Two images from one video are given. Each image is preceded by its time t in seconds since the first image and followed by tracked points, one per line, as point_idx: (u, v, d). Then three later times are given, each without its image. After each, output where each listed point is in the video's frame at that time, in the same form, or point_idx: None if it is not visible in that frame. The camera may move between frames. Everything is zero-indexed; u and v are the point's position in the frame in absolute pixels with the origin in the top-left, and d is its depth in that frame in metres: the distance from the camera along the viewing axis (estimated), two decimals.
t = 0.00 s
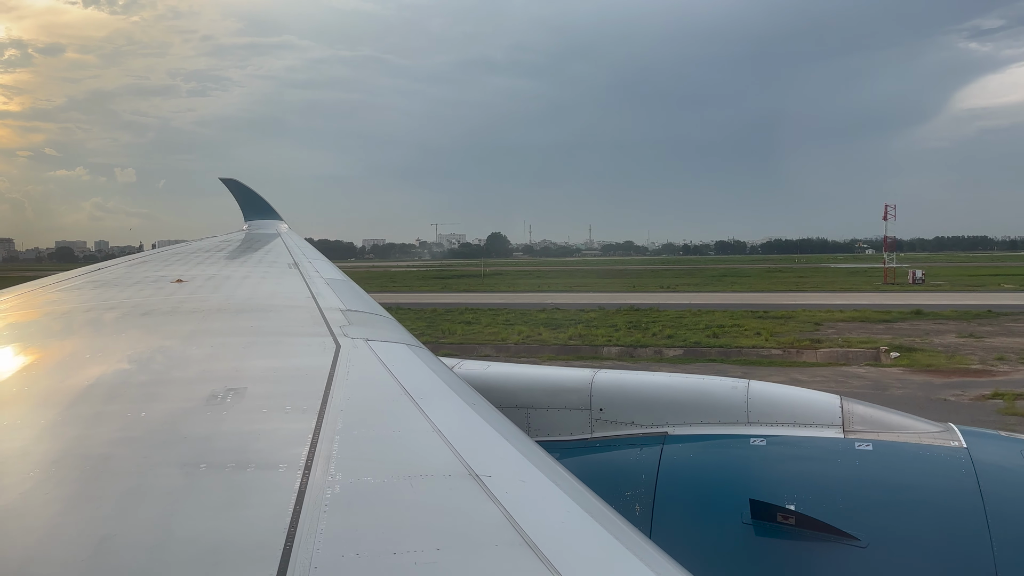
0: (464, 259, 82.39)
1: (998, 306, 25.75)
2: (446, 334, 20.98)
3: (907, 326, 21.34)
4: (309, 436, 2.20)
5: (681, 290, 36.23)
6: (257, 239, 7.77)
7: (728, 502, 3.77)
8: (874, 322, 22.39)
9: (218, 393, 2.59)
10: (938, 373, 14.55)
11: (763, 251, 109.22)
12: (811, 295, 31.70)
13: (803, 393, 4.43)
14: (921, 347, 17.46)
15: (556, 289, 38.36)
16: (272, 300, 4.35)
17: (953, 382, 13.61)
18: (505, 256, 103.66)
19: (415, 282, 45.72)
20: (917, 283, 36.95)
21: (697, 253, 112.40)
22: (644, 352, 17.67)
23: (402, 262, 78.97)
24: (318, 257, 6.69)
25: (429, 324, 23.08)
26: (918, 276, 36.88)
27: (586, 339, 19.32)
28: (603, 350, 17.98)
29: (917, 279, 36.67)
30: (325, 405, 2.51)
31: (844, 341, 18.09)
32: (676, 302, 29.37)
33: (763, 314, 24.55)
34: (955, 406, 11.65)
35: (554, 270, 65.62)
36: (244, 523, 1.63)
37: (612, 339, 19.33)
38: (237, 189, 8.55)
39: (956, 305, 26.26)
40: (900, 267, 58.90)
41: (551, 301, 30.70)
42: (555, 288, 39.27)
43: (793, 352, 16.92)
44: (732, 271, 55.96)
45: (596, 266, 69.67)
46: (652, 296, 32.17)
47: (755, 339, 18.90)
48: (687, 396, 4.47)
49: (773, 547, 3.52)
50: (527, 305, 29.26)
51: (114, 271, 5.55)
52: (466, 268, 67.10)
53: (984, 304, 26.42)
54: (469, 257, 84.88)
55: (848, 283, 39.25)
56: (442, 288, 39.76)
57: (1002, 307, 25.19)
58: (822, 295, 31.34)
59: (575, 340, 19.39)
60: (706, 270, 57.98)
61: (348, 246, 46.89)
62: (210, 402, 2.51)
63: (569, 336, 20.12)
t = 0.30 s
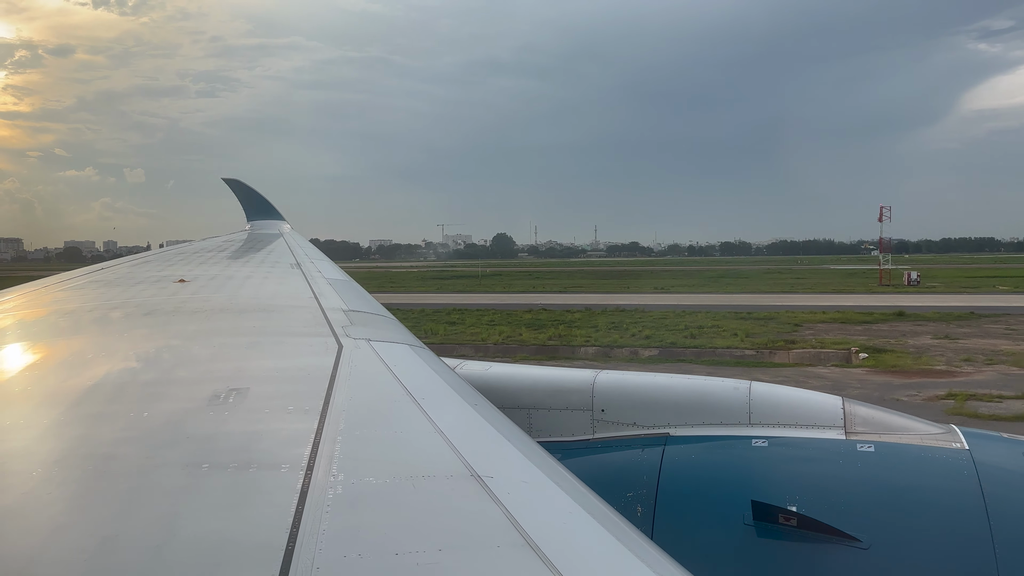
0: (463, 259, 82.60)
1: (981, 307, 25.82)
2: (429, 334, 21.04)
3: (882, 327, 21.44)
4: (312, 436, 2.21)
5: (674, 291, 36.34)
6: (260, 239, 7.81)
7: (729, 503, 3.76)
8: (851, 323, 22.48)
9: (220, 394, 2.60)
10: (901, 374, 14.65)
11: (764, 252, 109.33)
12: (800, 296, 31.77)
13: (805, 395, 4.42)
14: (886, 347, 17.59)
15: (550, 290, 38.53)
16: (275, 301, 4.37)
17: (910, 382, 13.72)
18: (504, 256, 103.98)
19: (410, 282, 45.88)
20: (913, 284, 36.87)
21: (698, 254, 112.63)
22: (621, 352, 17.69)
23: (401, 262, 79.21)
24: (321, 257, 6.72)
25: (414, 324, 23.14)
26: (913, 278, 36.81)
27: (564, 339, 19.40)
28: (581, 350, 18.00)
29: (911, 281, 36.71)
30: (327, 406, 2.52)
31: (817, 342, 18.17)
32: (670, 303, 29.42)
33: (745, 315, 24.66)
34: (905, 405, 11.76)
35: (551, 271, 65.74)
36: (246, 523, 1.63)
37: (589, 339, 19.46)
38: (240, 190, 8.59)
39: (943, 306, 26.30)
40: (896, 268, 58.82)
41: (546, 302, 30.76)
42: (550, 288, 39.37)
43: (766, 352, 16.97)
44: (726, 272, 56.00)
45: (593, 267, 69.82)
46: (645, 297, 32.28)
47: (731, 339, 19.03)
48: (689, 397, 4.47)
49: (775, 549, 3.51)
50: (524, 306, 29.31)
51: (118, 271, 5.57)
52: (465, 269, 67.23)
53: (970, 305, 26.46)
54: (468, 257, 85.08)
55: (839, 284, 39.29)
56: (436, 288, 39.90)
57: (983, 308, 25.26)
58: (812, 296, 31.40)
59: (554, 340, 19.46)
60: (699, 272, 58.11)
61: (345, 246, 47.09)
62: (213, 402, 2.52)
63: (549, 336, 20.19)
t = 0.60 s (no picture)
0: (462, 260, 82.77)
1: (963, 308, 25.82)
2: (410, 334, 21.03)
3: (856, 328, 21.42)
4: (314, 437, 2.22)
5: (666, 292, 36.38)
6: (263, 240, 7.85)
7: (731, 505, 3.75)
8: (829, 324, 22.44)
9: (223, 394, 2.61)
10: (866, 374, 14.63)
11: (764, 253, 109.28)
12: (790, 297, 31.76)
13: (807, 398, 4.40)
14: (852, 347, 17.60)
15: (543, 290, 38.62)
16: (278, 302, 4.38)
17: (870, 382, 13.70)
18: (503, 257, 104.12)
19: (407, 282, 46.02)
20: (906, 286, 36.77)
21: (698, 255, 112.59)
22: (597, 352, 17.67)
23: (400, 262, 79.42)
24: (323, 258, 6.73)
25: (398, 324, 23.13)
26: (907, 280, 36.64)
27: (542, 339, 19.42)
28: (558, 350, 17.98)
29: (909, 282, 36.59)
30: (329, 406, 2.52)
31: (791, 343, 18.15)
32: (665, 304, 29.43)
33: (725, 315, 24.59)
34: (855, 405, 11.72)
35: (548, 271, 65.79)
36: (249, 524, 1.64)
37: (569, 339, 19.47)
38: (242, 191, 8.62)
39: (933, 307, 26.26)
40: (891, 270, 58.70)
41: (542, 303, 30.82)
42: (544, 289, 39.44)
43: (739, 353, 16.94)
44: (719, 274, 55.98)
45: (589, 268, 69.86)
46: (639, 298, 32.30)
47: (707, 339, 19.07)
48: (690, 399, 4.46)
49: (777, 551, 3.50)
50: (520, 306, 29.34)
51: (120, 271, 5.59)
52: (463, 270, 67.35)
53: (958, 307, 26.44)
54: (467, 258, 85.25)
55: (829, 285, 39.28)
56: (431, 288, 40.01)
57: (966, 310, 25.26)
58: (801, 297, 31.39)
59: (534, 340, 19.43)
60: (693, 273, 58.15)
61: (342, 245, 47.27)
62: (216, 403, 2.53)
63: (529, 336, 20.16)
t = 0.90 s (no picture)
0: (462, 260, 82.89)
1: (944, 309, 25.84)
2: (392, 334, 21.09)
3: (831, 329, 21.43)
4: (316, 437, 2.22)
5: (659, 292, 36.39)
6: (265, 240, 7.87)
7: (734, 507, 3.73)
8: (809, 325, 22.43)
9: (226, 394, 2.62)
10: (831, 374, 14.62)
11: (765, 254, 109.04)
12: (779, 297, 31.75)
13: (810, 399, 4.38)
14: (818, 347, 17.67)
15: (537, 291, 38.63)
16: (280, 302, 4.39)
17: (830, 382, 13.71)
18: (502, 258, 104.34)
19: (400, 281, 46.44)
20: (900, 287, 36.57)
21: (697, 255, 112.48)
22: (574, 352, 17.67)
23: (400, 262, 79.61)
24: (326, 258, 6.74)
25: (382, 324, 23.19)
26: (902, 280, 36.42)
27: (521, 339, 19.46)
28: (536, 350, 18.00)
29: (903, 284, 36.53)
30: (331, 407, 2.53)
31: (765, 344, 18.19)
32: (659, 304, 29.43)
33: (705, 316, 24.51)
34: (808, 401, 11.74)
35: (546, 272, 65.77)
36: (251, 524, 1.64)
37: (547, 339, 19.52)
38: (244, 192, 8.64)
39: (926, 309, 26.18)
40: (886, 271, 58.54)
41: (538, 303, 30.87)
42: (538, 290, 39.54)
43: (713, 353, 16.94)
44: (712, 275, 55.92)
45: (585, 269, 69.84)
46: (634, 299, 32.30)
47: (684, 339, 19.12)
48: (693, 400, 4.45)
49: (779, 552, 3.49)
50: (510, 307, 29.40)
51: (123, 272, 5.62)
52: (461, 270, 67.44)
53: (944, 308, 26.42)
54: (467, 258, 85.44)
55: (819, 286, 39.26)
56: (423, 288, 40.17)
57: (950, 311, 25.26)
58: (789, 298, 31.40)
59: (513, 340, 19.46)
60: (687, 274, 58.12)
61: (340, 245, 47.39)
62: (218, 403, 2.53)
63: (508, 336, 20.20)
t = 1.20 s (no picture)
0: (462, 261, 82.97)
1: (927, 310, 25.85)
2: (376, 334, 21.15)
3: (806, 329, 21.44)
4: (318, 438, 2.22)
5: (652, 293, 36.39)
6: (267, 240, 7.88)
7: (737, 508, 3.73)
8: (788, 325, 22.44)
9: (228, 394, 2.63)
10: (795, 374, 14.61)
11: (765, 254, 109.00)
12: (768, 298, 31.72)
13: (813, 399, 4.37)
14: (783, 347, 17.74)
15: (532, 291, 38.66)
16: (281, 302, 4.39)
17: (789, 381, 13.67)
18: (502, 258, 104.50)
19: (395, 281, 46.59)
20: (895, 288, 36.44)
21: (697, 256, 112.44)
22: (551, 352, 17.63)
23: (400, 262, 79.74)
24: (328, 258, 6.75)
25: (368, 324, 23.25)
26: (897, 281, 36.25)
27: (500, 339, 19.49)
28: (514, 350, 17.98)
29: (898, 285, 36.51)
30: (334, 407, 2.53)
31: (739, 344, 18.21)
32: (655, 305, 29.43)
33: (684, 317, 24.54)
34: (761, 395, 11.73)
35: (544, 272, 65.82)
36: (253, 524, 1.64)
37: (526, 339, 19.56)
38: (246, 191, 8.65)
39: (919, 310, 26.14)
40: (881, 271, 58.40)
41: (536, 303, 30.85)
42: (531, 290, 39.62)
43: (687, 353, 16.92)
44: (705, 276, 55.92)
45: (581, 269, 69.84)
46: (631, 300, 32.29)
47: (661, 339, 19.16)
48: (695, 400, 4.44)
49: (782, 553, 3.48)
50: (499, 307, 29.45)
51: (126, 271, 5.65)
52: (458, 270, 67.54)
53: (930, 308, 26.40)
54: (467, 258, 85.49)
55: (810, 287, 39.22)
56: (413, 288, 40.36)
57: (933, 312, 25.25)
58: (778, 299, 31.36)
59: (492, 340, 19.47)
60: (682, 274, 58.11)
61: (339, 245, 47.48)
62: (220, 403, 2.54)
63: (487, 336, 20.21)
